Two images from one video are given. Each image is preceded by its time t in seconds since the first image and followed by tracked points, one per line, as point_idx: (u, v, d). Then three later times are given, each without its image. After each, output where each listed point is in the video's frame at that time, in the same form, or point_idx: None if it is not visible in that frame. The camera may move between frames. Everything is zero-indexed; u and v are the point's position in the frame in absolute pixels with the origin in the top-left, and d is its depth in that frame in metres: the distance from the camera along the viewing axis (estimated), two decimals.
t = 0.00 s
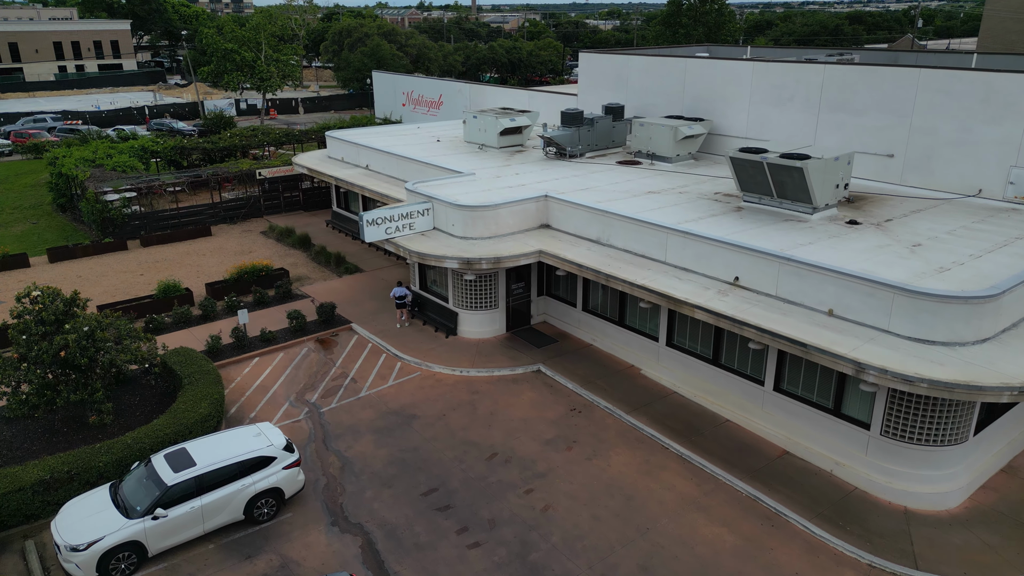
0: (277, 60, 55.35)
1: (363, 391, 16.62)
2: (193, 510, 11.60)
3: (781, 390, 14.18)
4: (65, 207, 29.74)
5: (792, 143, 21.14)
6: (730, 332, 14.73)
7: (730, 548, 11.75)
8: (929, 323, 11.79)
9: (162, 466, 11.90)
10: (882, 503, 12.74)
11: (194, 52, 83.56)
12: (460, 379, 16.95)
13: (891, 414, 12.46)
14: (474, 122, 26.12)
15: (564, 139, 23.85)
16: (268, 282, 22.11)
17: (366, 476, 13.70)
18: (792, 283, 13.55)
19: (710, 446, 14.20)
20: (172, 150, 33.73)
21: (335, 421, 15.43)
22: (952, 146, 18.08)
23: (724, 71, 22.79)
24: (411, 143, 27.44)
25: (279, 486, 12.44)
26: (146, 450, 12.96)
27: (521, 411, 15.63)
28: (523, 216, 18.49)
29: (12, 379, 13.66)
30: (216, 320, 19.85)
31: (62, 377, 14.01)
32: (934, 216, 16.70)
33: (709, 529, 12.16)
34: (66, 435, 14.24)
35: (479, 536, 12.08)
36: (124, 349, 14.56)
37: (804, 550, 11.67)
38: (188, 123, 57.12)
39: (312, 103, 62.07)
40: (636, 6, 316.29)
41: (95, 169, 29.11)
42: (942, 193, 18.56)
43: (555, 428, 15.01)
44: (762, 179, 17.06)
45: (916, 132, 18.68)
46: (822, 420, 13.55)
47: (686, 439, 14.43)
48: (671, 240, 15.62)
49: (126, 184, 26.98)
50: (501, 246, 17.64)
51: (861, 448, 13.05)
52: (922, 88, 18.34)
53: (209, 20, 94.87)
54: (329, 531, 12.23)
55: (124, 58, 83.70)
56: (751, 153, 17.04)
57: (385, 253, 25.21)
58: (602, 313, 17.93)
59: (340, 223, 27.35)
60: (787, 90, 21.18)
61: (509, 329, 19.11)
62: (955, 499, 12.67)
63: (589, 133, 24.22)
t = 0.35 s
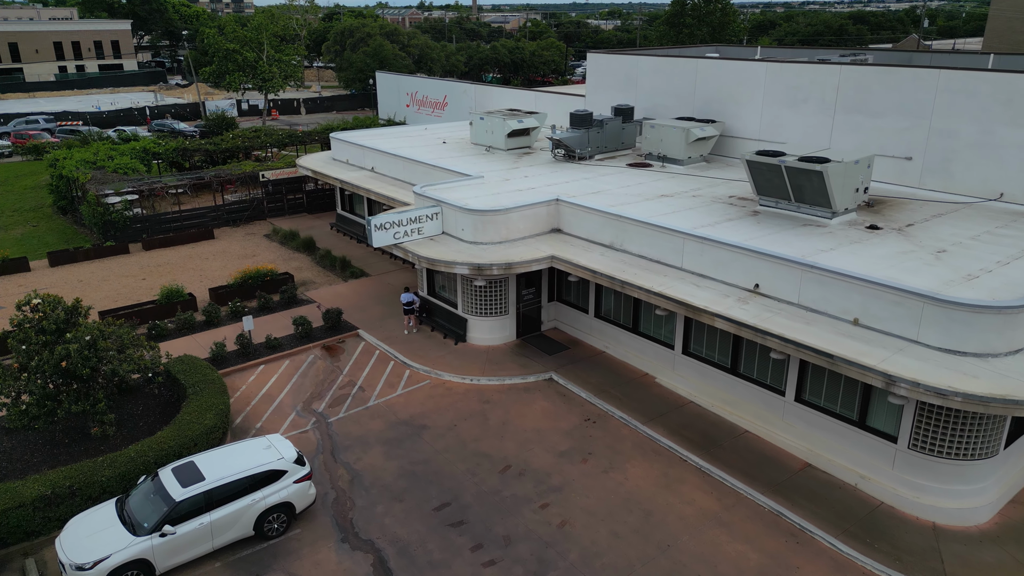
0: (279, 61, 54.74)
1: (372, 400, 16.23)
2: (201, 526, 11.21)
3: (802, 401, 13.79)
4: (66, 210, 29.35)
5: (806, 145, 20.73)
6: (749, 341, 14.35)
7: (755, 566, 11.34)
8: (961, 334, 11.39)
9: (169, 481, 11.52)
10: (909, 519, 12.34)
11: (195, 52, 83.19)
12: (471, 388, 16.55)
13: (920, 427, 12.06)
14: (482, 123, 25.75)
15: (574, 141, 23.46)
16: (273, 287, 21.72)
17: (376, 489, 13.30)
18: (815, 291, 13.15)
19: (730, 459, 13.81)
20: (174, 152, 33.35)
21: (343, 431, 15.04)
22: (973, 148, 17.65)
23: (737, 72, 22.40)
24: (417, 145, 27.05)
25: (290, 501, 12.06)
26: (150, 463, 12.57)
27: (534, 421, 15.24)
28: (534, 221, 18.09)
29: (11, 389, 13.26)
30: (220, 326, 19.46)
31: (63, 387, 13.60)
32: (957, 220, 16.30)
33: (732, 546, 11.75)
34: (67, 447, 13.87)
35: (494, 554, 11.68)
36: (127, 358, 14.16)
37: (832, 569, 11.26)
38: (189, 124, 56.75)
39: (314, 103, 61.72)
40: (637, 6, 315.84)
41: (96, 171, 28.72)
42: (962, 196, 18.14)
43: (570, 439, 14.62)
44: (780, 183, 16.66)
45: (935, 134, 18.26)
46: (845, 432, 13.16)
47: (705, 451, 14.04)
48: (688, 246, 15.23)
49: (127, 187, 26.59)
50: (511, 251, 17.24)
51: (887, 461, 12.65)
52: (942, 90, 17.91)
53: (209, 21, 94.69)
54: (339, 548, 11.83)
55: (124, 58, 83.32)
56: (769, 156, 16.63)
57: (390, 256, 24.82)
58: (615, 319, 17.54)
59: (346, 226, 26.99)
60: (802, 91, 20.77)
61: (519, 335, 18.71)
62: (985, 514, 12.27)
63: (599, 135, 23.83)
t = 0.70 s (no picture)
0: (282, 61, 53.59)
1: (381, 408, 15.87)
2: (212, 542, 10.85)
3: (825, 411, 13.43)
4: (67, 212, 29.00)
5: (821, 147, 20.36)
6: (769, 349, 13.99)
7: None
8: (993, 345, 11.01)
9: (178, 495, 11.16)
10: (937, 533, 11.96)
11: (196, 52, 82.85)
12: (482, 396, 16.18)
13: (949, 440, 11.69)
14: (489, 124, 25.40)
15: (583, 143, 23.09)
16: (278, 291, 21.37)
17: (388, 502, 12.94)
18: (839, 298, 12.79)
19: (751, 471, 13.44)
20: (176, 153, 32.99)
21: (353, 441, 14.68)
22: (994, 151, 17.26)
23: (749, 72, 22.03)
24: (423, 147, 26.71)
25: (302, 514, 11.71)
26: (156, 477, 12.22)
27: (548, 431, 14.88)
28: (546, 225, 17.72)
29: (12, 400, 12.89)
30: (225, 332, 19.11)
31: (66, 398, 13.24)
32: (979, 225, 15.94)
33: (756, 562, 11.37)
34: (69, 457, 13.52)
35: (511, 570, 11.31)
36: (132, 367, 13.81)
37: None
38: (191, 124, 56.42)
39: (316, 104, 61.39)
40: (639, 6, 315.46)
41: (98, 172, 28.37)
42: (983, 200, 17.75)
43: (585, 450, 14.25)
44: (798, 187, 16.30)
45: (955, 137, 17.88)
46: (870, 444, 12.80)
47: (724, 462, 13.66)
48: (705, 251, 14.87)
49: (129, 189, 26.24)
50: (523, 256, 16.89)
51: (914, 474, 12.28)
52: (962, 91, 17.53)
53: (210, 22, 94.42)
54: (350, 565, 11.46)
55: (125, 58, 82.97)
56: (787, 158, 16.26)
57: (397, 260, 24.47)
58: (628, 325, 17.17)
59: (351, 229, 26.65)
60: (817, 92, 20.41)
61: (530, 341, 18.35)
62: (1015, 529, 11.90)
63: (608, 137, 23.45)
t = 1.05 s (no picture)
0: (284, 61, 53.57)
1: (390, 416, 15.54)
2: (224, 556, 10.51)
3: (847, 421, 13.11)
4: (69, 214, 28.70)
5: (836, 149, 20.03)
6: (790, 357, 13.67)
7: None
8: None
9: (189, 508, 10.85)
10: (965, 548, 11.61)
11: (198, 52, 82.62)
12: (494, 404, 15.84)
13: (978, 452, 11.36)
14: (497, 126, 25.09)
15: (593, 145, 22.78)
16: (284, 296, 21.04)
17: (399, 515, 12.60)
18: (863, 306, 12.46)
19: (772, 482, 13.11)
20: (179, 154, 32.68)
21: (362, 451, 14.35)
22: (1015, 154, 16.91)
23: (762, 73, 21.70)
24: (430, 148, 26.40)
25: (316, 527, 11.37)
26: (162, 488, 11.90)
27: (561, 440, 14.55)
28: (557, 228, 17.39)
29: (15, 409, 12.57)
30: (230, 337, 18.80)
31: (69, 407, 12.91)
32: (1000, 229, 15.61)
33: None
34: (73, 468, 13.22)
35: None
36: (137, 375, 13.49)
37: None
38: (193, 125, 56.11)
39: (318, 105, 61.09)
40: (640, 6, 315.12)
41: (100, 174, 28.03)
42: (1002, 204, 17.41)
43: (600, 460, 13.91)
44: (816, 190, 15.97)
45: (974, 139, 17.54)
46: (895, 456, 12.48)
47: (744, 473, 13.34)
48: (722, 256, 14.54)
49: (132, 191, 25.91)
50: (535, 261, 16.56)
51: (941, 486, 11.94)
52: (981, 92, 17.20)
53: (212, 22, 94.23)
54: None
55: (126, 58, 82.67)
56: (804, 161, 15.93)
57: (404, 263, 24.15)
58: (642, 332, 16.84)
59: (357, 232, 26.33)
60: (831, 94, 20.08)
61: (541, 347, 18.01)
62: None
63: (618, 139, 23.15)
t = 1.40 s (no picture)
0: (287, 61, 53.34)
1: (401, 424, 15.24)
2: (241, 569, 10.20)
3: (871, 430, 12.81)
4: (71, 216, 28.41)
5: (851, 151, 19.71)
6: (811, 365, 13.36)
7: None
8: None
9: (205, 519, 10.55)
10: (995, 562, 11.27)
11: (200, 53, 82.42)
12: (506, 412, 15.52)
13: (1009, 463, 11.04)
14: (505, 127, 24.78)
15: (602, 146, 22.49)
16: (290, 300, 20.74)
17: (412, 527, 12.28)
18: (888, 313, 12.14)
19: (793, 493, 12.80)
20: (182, 156, 32.37)
21: (372, 460, 14.04)
22: None
23: (775, 73, 21.37)
24: (436, 150, 26.09)
25: (334, 538, 11.06)
26: (169, 500, 11.59)
27: (576, 449, 14.23)
28: (570, 232, 17.08)
29: (18, 418, 12.29)
30: (236, 342, 18.50)
31: (74, 416, 12.61)
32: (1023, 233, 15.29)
33: None
34: (78, 478, 12.94)
35: None
36: (143, 382, 13.18)
37: None
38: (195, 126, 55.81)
39: (320, 105, 60.78)
40: (641, 6, 314.69)
41: (102, 176, 27.71)
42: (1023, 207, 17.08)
43: (617, 470, 13.60)
44: (834, 193, 15.65)
45: (994, 141, 17.21)
46: (921, 466, 12.16)
47: (764, 484, 13.02)
48: (741, 261, 14.22)
49: (136, 193, 25.59)
50: (547, 265, 16.24)
51: (969, 499, 11.62)
52: (1002, 93, 16.86)
53: (213, 22, 94.01)
54: None
55: (128, 58, 82.36)
56: (823, 164, 15.61)
57: (410, 266, 23.84)
58: (656, 337, 16.52)
59: (362, 234, 26.04)
60: (846, 95, 19.76)
61: (552, 353, 17.70)
62: None
63: (628, 140, 22.84)
